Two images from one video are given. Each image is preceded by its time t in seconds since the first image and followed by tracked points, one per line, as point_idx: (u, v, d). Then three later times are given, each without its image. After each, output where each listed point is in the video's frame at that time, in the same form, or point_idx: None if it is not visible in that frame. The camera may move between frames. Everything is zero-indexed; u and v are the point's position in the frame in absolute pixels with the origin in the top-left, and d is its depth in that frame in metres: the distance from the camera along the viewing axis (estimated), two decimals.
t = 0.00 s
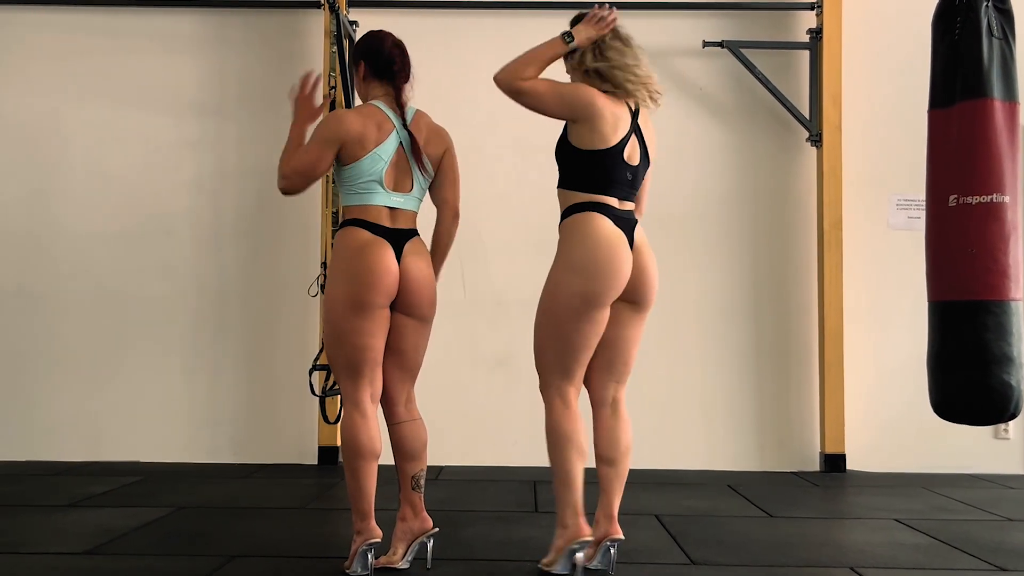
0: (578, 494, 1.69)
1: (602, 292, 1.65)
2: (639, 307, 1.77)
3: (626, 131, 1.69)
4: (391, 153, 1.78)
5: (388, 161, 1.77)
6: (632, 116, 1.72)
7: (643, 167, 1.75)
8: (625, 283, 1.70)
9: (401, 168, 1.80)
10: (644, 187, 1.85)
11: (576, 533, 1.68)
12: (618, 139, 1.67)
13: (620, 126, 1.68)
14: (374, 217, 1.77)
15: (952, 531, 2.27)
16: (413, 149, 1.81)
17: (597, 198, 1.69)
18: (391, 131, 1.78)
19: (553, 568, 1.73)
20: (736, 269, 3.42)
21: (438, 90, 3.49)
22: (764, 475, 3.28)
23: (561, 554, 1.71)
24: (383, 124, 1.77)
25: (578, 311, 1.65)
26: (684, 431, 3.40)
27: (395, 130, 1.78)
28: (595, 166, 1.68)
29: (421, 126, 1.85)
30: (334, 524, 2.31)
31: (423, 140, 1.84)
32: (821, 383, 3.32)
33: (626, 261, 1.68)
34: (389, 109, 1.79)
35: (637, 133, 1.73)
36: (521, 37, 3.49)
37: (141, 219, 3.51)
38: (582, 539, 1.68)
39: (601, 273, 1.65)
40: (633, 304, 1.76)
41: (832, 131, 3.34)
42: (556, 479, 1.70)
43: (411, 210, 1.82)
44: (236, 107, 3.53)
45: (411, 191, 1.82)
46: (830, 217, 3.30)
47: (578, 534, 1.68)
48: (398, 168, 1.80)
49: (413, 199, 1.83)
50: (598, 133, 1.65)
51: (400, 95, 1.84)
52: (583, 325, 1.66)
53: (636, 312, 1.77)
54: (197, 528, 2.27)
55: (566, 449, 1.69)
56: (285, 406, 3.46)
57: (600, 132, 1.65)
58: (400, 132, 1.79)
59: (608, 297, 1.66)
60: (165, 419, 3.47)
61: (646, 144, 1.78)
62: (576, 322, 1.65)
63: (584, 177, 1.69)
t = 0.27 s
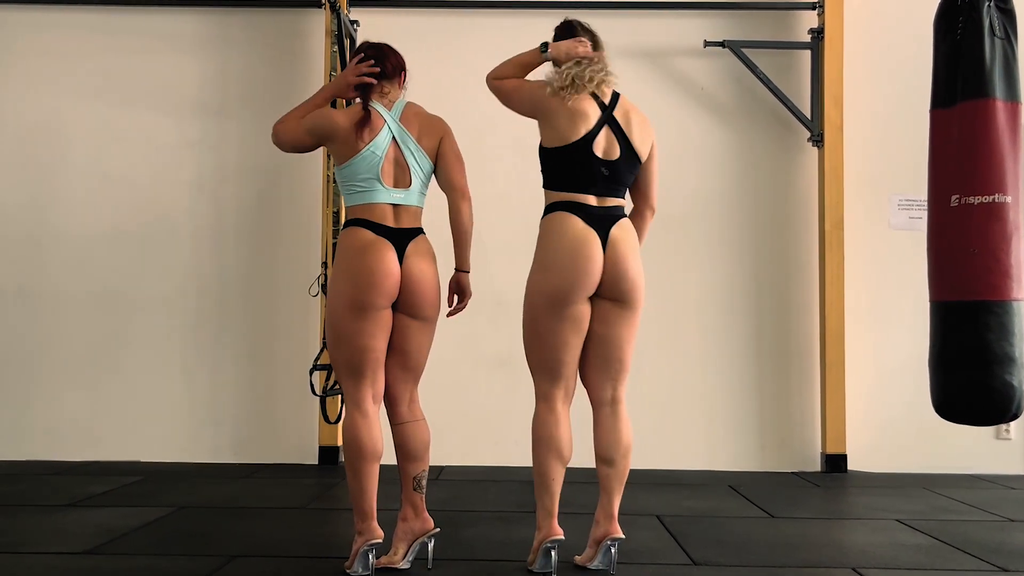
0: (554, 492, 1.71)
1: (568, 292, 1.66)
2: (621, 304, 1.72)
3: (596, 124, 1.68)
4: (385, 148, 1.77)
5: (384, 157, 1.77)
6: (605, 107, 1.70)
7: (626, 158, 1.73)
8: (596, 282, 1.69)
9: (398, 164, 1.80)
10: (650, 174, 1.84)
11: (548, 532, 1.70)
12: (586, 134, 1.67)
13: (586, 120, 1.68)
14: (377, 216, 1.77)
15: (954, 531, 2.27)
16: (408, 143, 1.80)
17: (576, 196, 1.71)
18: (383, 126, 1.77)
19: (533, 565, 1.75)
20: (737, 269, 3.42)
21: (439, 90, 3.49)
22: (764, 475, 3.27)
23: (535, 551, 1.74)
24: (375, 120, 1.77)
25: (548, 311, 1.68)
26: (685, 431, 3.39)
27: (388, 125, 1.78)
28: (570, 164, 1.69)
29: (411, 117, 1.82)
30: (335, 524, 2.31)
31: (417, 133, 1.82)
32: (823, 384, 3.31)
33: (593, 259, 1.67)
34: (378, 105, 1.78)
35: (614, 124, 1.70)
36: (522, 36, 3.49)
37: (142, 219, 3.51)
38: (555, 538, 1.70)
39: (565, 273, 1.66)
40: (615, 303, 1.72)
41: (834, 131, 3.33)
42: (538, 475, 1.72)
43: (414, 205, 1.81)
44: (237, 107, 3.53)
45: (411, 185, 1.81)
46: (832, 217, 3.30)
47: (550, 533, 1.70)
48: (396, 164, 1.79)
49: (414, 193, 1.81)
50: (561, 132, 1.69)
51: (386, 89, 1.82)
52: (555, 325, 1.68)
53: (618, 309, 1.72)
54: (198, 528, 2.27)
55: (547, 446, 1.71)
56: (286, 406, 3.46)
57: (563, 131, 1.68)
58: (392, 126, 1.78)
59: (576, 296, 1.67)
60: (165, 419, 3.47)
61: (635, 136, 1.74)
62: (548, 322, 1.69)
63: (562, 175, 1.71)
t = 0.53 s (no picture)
0: (552, 495, 1.71)
1: (548, 292, 1.68)
2: (606, 301, 1.69)
3: (565, 121, 1.70)
4: (382, 146, 1.77)
5: (381, 155, 1.77)
6: (576, 103, 1.71)
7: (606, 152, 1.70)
8: (575, 279, 1.69)
9: (396, 162, 1.79)
10: (648, 169, 1.76)
11: (549, 534, 1.70)
12: (555, 132, 1.70)
13: (554, 119, 1.71)
14: (376, 215, 1.76)
15: (954, 532, 2.27)
16: (406, 141, 1.80)
17: (555, 195, 1.73)
18: (380, 124, 1.77)
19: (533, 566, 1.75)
20: (737, 269, 3.42)
21: (439, 90, 3.49)
22: (764, 475, 3.27)
23: (535, 553, 1.74)
24: (374, 118, 1.77)
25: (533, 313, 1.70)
26: (685, 432, 3.39)
27: (385, 123, 1.78)
28: (546, 164, 1.72)
29: (411, 115, 1.82)
30: (335, 524, 2.31)
31: (415, 130, 1.82)
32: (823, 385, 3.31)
33: (570, 257, 1.68)
34: (378, 104, 1.79)
35: (586, 119, 1.70)
36: (521, 36, 3.49)
37: (142, 219, 3.51)
38: (555, 540, 1.70)
39: (543, 274, 1.67)
40: (602, 300, 1.69)
41: (834, 131, 3.32)
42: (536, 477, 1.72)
43: (414, 203, 1.81)
44: (237, 107, 3.53)
45: (409, 183, 1.80)
46: (832, 216, 3.30)
47: (551, 535, 1.70)
48: (394, 162, 1.79)
49: (413, 192, 1.81)
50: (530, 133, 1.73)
51: (388, 90, 1.85)
52: (540, 325, 1.69)
53: (606, 307, 1.69)
54: (199, 528, 2.27)
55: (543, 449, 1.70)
56: (286, 406, 3.46)
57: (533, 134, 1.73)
58: (389, 124, 1.78)
59: (557, 296, 1.68)
60: (165, 418, 3.47)
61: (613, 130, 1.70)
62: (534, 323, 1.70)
63: (543, 175, 1.74)
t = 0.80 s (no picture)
0: (552, 497, 1.71)
1: (545, 293, 1.68)
2: (605, 299, 1.65)
3: (567, 122, 1.71)
4: (373, 145, 1.78)
5: (372, 154, 1.78)
6: (579, 105, 1.71)
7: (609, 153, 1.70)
8: (572, 279, 1.68)
9: (387, 162, 1.79)
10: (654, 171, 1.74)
11: (548, 534, 1.70)
12: (558, 133, 1.71)
13: (557, 121, 1.72)
14: (369, 215, 1.77)
15: (953, 533, 2.26)
16: (397, 140, 1.80)
17: (558, 196, 1.73)
18: (372, 123, 1.78)
19: (532, 566, 1.76)
20: (736, 270, 3.42)
21: (438, 90, 3.49)
22: (763, 476, 3.27)
23: (535, 554, 1.73)
24: (366, 118, 1.79)
25: (531, 314, 1.70)
26: (685, 432, 3.39)
27: (377, 123, 1.79)
28: (548, 165, 1.73)
29: (404, 115, 1.83)
30: (334, 525, 2.30)
31: (406, 131, 1.82)
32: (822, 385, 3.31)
33: (565, 256, 1.68)
34: (372, 104, 1.81)
35: (587, 120, 1.70)
36: (521, 37, 3.49)
37: (140, 219, 3.51)
38: (555, 541, 1.70)
39: (540, 275, 1.68)
40: (602, 299, 1.65)
41: (833, 133, 3.33)
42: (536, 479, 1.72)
43: (405, 203, 1.80)
44: (236, 107, 3.53)
45: (401, 183, 1.80)
46: (831, 217, 3.30)
47: (551, 536, 1.70)
48: (385, 162, 1.79)
49: (404, 191, 1.80)
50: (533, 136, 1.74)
51: (385, 92, 1.87)
52: (539, 327, 1.69)
53: (606, 304, 1.65)
54: (198, 528, 2.27)
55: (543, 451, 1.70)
56: (284, 406, 3.46)
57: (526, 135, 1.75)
58: (381, 124, 1.79)
59: (553, 296, 1.68)
60: (164, 419, 3.46)
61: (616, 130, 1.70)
62: (533, 325, 1.70)
63: (549, 176, 1.74)
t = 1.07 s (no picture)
0: (554, 497, 1.70)
1: (569, 290, 1.68)
2: (631, 298, 1.63)
3: (582, 127, 1.73)
4: (363, 143, 1.78)
5: (363, 153, 1.79)
6: (593, 109, 1.74)
7: (626, 155, 1.70)
8: (598, 277, 1.67)
9: (378, 160, 1.80)
10: (672, 167, 1.71)
11: (546, 535, 1.70)
12: (573, 139, 1.73)
13: (572, 126, 1.75)
14: (366, 215, 1.78)
15: (951, 534, 2.27)
16: (387, 138, 1.80)
17: (580, 198, 1.74)
18: (360, 122, 1.79)
19: (530, 567, 1.74)
20: (734, 271, 3.42)
21: (437, 91, 3.49)
22: (762, 477, 3.27)
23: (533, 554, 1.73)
24: (355, 118, 1.79)
25: (555, 312, 1.69)
26: (683, 434, 3.39)
27: (366, 122, 1.79)
28: (567, 170, 1.75)
29: (394, 113, 1.82)
30: (333, 526, 2.30)
31: (396, 128, 1.81)
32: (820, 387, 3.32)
33: (591, 254, 1.67)
34: (361, 104, 1.82)
35: (601, 124, 1.72)
36: (519, 38, 3.49)
37: (138, 219, 3.50)
38: (552, 542, 1.70)
39: (565, 272, 1.68)
40: (627, 298, 1.64)
41: (831, 134, 3.33)
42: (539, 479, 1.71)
43: (399, 199, 1.80)
44: (235, 107, 3.52)
45: (394, 180, 1.80)
46: (829, 218, 3.30)
47: (549, 537, 1.70)
48: (376, 160, 1.80)
49: (399, 188, 1.80)
50: (550, 141, 1.77)
51: (376, 93, 1.88)
52: (563, 324, 1.68)
53: (628, 302, 1.64)
54: (197, 529, 2.26)
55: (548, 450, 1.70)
56: (283, 407, 3.45)
57: (542, 141, 1.77)
58: (369, 122, 1.80)
59: (579, 293, 1.67)
60: (162, 420, 3.45)
61: (627, 130, 1.70)
62: (556, 322, 1.69)
63: (569, 180, 1.76)
